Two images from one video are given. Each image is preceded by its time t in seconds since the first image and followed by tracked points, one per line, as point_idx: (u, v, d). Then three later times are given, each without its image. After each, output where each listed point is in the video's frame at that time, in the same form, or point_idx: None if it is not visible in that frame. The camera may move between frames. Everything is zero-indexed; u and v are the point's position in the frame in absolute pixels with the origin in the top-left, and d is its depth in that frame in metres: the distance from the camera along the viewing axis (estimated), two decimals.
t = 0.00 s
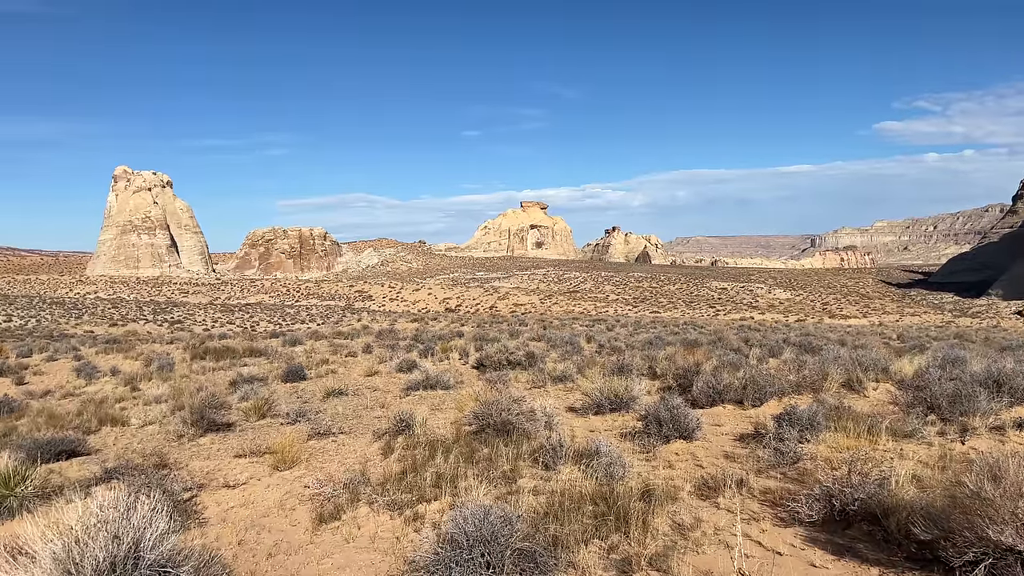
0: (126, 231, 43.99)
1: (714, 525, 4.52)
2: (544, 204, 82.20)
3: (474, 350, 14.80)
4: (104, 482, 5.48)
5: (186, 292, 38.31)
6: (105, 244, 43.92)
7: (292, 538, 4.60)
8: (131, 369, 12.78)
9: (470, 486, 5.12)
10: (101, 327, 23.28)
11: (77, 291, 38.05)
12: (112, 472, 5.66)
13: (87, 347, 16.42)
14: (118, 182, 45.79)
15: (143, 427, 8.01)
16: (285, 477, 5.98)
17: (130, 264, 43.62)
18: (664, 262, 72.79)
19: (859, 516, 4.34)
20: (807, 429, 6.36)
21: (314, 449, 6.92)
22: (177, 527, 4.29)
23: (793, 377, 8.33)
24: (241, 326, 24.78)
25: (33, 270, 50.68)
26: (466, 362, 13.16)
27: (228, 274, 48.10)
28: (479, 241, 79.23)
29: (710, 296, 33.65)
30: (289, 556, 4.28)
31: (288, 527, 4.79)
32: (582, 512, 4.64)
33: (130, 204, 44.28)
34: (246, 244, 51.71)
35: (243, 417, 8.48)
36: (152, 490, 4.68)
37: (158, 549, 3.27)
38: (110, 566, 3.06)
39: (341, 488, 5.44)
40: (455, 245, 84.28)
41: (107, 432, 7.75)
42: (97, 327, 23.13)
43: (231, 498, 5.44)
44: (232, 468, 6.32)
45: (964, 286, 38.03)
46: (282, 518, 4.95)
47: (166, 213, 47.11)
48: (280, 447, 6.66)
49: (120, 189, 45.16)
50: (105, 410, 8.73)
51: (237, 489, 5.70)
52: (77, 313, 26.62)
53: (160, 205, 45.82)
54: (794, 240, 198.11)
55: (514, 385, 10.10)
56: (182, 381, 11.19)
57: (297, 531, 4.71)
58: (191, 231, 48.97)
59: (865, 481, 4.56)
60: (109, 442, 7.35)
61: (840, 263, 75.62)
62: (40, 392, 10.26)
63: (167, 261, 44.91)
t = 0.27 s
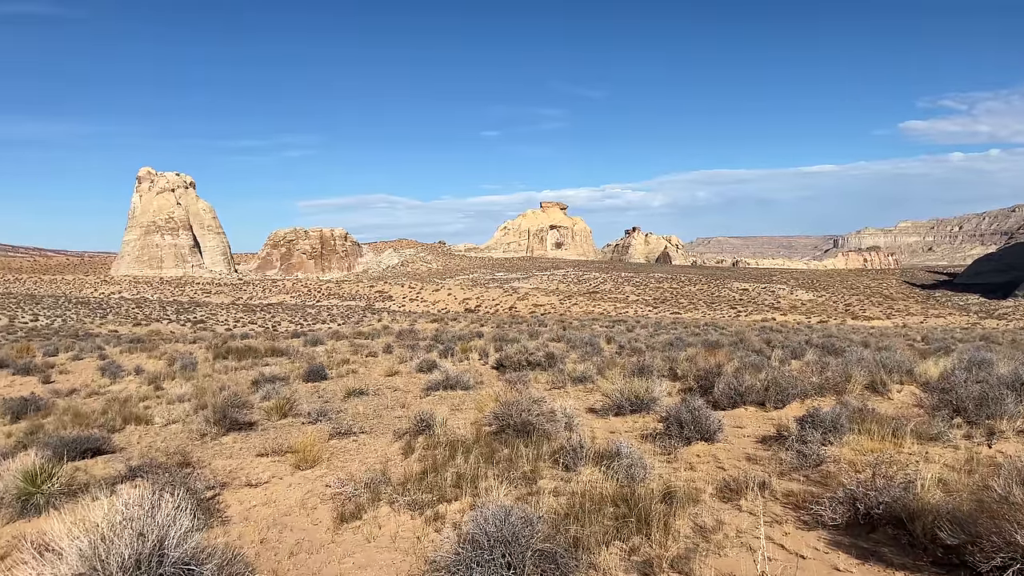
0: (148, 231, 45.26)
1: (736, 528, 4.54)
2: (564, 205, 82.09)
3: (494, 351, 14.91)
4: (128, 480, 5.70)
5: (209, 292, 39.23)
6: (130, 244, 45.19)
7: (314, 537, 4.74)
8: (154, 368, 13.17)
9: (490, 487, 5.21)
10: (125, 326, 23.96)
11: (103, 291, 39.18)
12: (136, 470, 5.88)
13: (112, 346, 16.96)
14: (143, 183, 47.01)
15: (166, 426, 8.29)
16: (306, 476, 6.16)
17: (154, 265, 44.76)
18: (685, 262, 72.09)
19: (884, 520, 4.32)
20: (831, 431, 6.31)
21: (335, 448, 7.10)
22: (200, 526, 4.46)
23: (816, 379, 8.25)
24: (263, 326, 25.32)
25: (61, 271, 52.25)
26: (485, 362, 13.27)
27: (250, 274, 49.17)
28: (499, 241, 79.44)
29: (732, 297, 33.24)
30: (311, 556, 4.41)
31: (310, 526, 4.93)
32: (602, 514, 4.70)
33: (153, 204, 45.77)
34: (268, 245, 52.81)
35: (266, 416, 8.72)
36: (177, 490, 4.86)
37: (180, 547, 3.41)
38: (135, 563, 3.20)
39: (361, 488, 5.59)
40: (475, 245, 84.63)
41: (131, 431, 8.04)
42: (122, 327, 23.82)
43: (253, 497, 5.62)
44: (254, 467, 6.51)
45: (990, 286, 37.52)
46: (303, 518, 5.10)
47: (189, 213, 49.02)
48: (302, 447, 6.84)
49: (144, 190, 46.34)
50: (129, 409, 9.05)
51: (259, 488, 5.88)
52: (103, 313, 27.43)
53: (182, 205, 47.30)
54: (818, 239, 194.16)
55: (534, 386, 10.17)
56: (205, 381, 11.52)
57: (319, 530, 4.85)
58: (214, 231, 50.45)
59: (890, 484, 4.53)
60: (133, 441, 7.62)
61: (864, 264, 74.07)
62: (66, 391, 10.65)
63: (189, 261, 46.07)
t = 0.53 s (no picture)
0: (172, 232, 46.39)
1: (758, 531, 4.55)
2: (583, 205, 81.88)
3: (513, 351, 14.99)
4: (152, 477, 5.91)
5: (231, 292, 40.12)
6: (154, 245, 46.40)
7: (336, 536, 4.88)
8: (176, 368, 13.55)
9: (511, 488, 5.30)
10: (149, 326, 24.60)
11: (127, 291, 40.32)
12: (160, 469, 6.07)
13: (136, 346, 17.47)
14: (166, 184, 48.22)
15: (189, 425, 8.54)
16: (328, 476, 6.31)
17: (177, 265, 45.89)
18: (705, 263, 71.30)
19: (910, 524, 4.29)
20: (855, 434, 6.26)
21: (356, 448, 7.26)
22: (223, 524, 4.62)
23: (840, 381, 8.16)
24: (285, 326, 25.84)
25: (89, 271, 53.83)
26: (504, 363, 13.38)
27: (271, 274, 50.16)
28: (518, 242, 79.61)
29: (753, 298, 32.82)
30: (332, 555, 4.54)
31: (331, 526, 5.07)
32: (623, 515, 4.75)
33: (177, 206, 47.13)
34: (291, 246, 53.79)
35: (287, 416, 8.94)
36: (202, 489, 5.04)
37: (204, 546, 3.58)
38: (160, 560, 3.37)
39: (382, 488, 5.72)
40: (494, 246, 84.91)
41: (156, 430, 8.31)
42: (146, 327, 24.48)
43: (275, 496, 5.78)
44: (276, 466, 6.69)
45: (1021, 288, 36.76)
46: (325, 517, 5.24)
47: (212, 214, 50.49)
48: (323, 446, 7.01)
49: (167, 191, 47.50)
50: (153, 407, 9.34)
51: (281, 487, 6.05)
52: (127, 312, 28.25)
53: (204, 206, 48.48)
54: (843, 240, 190.10)
55: (554, 387, 10.24)
56: (227, 380, 11.82)
57: (341, 529, 4.99)
58: (237, 232, 51.73)
59: (915, 488, 4.50)
60: (156, 439, 7.87)
61: (887, 266, 72.61)
62: (91, 390, 11.01)
63: (212, 262, 47.17)
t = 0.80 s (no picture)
0: (195, 233, 47.52)
1: (782, 534, 4.56)
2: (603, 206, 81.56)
3: (533, 353, 15.04)
4: (176, 476, 6.11)
5: (254, 293, 40.98)
6: (178, 246, 47.59)
7: (358, 536, 5.01)
8: (199, 368, 13.91)
9: (532, 489, 5.39)
10: (172, 326, 25.24)
11: (151, 291, 41.39)
12: (182, 468, 6.26)
13: (160, 346, 17.97)
14: (190, 186, 49.70)
15: (212, 424, 8.79)
16: (349, 476, 6.47)
17: (200, 265, 47.02)
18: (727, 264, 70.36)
19: (936, 529, 4.26)
20: (880, 437, 6.20)
21: (377, 448, 7.42)
22: (247, 523, 4.78)
23: (864, 383, 8.06)
24: (306, 326, 26.31)
25: (115, 272, 55.33)
26: (524, 364, 13.46)
27: (293, 275, 51.06)
28: (538, 243, 79.58)
29: (775, 300, 32.34)
30: (354, 554, 4.67)
31: (352, 526, 5.20)
32: (645, 518, 4.80)
33: (200, 207, 48.34)
34: (313, 247, 54.70)
35: (309, 416, 9.16)
36: (226, 488, 5.21)
37: (226, 545, 3.75)
38: (184, 559, 3.54)
39: (403, 488, 5.86)
40: (513, 247, 85.01)
41: (180, 429, 8.56)
42: (169, 327, 25.13)
43: (298, 495, 5.94)
44: (299, 466, 6.87)
45: None
46: (346, 517, 5.37)
47: (235, 215, 51.57)
48: (345, 446, 7.18)
49: (191, 192, 48.80)
50: (176, 407, 9.62)
51: (303, 486, 6.21)
52: (150, 313, 29.02)
53: (226, 207, 49.58)
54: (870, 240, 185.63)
55: (575, 389, 10.29)
56: (249, 380, 12.13)
57: (362, 529, 5.12)
58: (258, 234, 52.80)
59: (941, 492, 4.46)
60: (179, 438, 8.08)
61: (912, 267, 71.03)
62: (116, 389, 11.37)
63: (234, 262, 48.26)
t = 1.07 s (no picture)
0: (219, 235, 48.74)
1: (806, 538, 4.58)
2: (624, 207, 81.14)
3: (554, 354, 15.12)
4: (200, 475, 6.33)
5: (277, 294, 41.86)
6: (202, 247, 48.84)
7: (380, 536, 5.15)
8: (223, 368, 14.32)
9: (553, 492, 5.48)
10: (196, 327, 25.97)
11: (175, 292, 42.55)
12: (206, 467, 6.47)
13: (184, 346, 18.50)
14: (214, 189, 51.87)
15: (236, 424, 9.07)
16: (371, 476, 6.64)
17: (224, 266, 48.18)
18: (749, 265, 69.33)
19: (963, 532, 4.24)
20: (907, 440, 6.13)
21: (399, 449, 7.59)
22: (271, 522, 4.95)
23: (890, 386, 7.95)
24: (328, 327, 26.81)
25: (141, 273, 56.96)
26: (545, 365, 13.55)
27: (315, 276, 51.96)
28: (559, 244, 79.51)
29: (798, 301, 31.81)
30: (376, 554, 4.82)
31: (374, 526, 5.35)
32: (667, 520, 4.85)
33: (223, 209, 49.67)
34: (335, 249, 55.62)
35: (330, 416, 9.40)
36: (250, 488, 5.39)
37: (250, 544, 3.91)
38: (209, 558, 3.72)
39: (424, 489, 6.00)
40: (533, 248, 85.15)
41: (204, 429, 8.83)
42: (193, 327, 25.82)
43: (320, 495, 6.11)
44: (321, 466, 7.06)
45: None
46: (369, 517, 5.52)
47: (258, 217, 52.83)
48: (367, 446, 7.36)
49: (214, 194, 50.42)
50: (200, 406, 9.94)
51: (325, 487, 6.39)
52: (174, 313, 29.87)
53: (249, 209, 50.81)
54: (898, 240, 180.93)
55: (596, 390, 10.34)
56: (272, 380, 12.46)
57: (384, 529, 5.26)
58: (281, 235, 53.93)
59: (970, 497, 4.42)
60: (204, 438, 8.35)
61: (938, 269, 69.43)
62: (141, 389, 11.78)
63: (257, 264, 49.40)
